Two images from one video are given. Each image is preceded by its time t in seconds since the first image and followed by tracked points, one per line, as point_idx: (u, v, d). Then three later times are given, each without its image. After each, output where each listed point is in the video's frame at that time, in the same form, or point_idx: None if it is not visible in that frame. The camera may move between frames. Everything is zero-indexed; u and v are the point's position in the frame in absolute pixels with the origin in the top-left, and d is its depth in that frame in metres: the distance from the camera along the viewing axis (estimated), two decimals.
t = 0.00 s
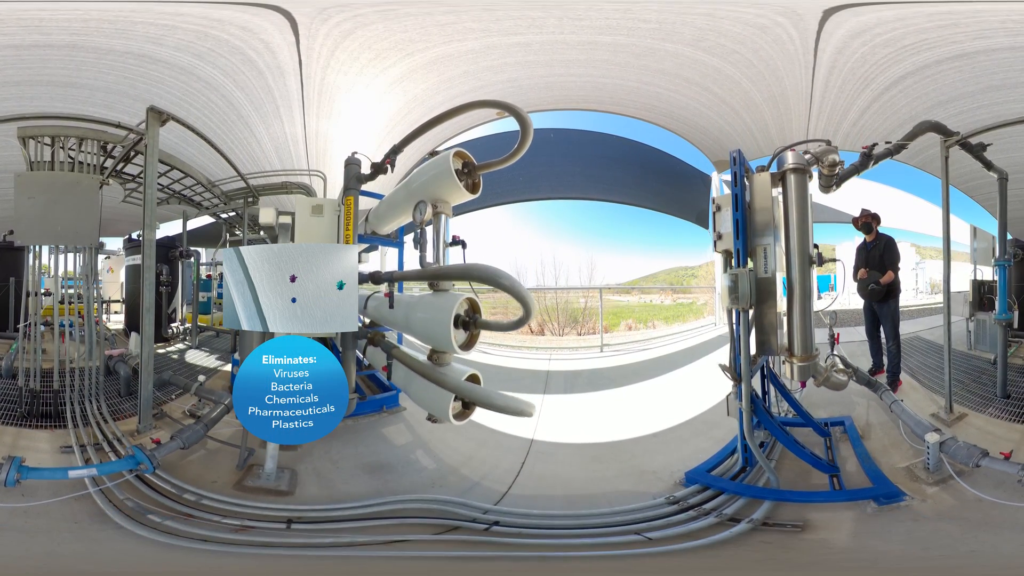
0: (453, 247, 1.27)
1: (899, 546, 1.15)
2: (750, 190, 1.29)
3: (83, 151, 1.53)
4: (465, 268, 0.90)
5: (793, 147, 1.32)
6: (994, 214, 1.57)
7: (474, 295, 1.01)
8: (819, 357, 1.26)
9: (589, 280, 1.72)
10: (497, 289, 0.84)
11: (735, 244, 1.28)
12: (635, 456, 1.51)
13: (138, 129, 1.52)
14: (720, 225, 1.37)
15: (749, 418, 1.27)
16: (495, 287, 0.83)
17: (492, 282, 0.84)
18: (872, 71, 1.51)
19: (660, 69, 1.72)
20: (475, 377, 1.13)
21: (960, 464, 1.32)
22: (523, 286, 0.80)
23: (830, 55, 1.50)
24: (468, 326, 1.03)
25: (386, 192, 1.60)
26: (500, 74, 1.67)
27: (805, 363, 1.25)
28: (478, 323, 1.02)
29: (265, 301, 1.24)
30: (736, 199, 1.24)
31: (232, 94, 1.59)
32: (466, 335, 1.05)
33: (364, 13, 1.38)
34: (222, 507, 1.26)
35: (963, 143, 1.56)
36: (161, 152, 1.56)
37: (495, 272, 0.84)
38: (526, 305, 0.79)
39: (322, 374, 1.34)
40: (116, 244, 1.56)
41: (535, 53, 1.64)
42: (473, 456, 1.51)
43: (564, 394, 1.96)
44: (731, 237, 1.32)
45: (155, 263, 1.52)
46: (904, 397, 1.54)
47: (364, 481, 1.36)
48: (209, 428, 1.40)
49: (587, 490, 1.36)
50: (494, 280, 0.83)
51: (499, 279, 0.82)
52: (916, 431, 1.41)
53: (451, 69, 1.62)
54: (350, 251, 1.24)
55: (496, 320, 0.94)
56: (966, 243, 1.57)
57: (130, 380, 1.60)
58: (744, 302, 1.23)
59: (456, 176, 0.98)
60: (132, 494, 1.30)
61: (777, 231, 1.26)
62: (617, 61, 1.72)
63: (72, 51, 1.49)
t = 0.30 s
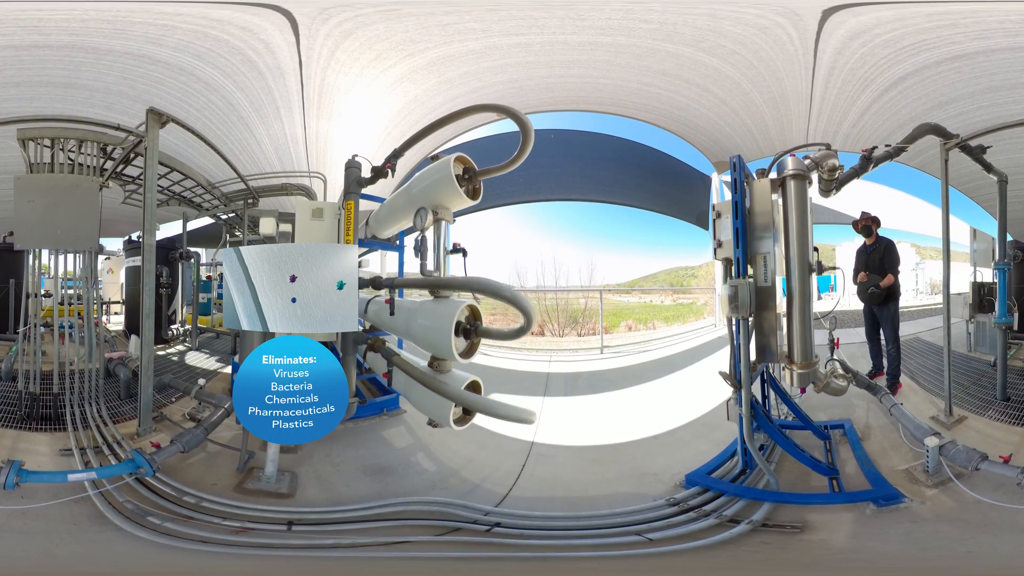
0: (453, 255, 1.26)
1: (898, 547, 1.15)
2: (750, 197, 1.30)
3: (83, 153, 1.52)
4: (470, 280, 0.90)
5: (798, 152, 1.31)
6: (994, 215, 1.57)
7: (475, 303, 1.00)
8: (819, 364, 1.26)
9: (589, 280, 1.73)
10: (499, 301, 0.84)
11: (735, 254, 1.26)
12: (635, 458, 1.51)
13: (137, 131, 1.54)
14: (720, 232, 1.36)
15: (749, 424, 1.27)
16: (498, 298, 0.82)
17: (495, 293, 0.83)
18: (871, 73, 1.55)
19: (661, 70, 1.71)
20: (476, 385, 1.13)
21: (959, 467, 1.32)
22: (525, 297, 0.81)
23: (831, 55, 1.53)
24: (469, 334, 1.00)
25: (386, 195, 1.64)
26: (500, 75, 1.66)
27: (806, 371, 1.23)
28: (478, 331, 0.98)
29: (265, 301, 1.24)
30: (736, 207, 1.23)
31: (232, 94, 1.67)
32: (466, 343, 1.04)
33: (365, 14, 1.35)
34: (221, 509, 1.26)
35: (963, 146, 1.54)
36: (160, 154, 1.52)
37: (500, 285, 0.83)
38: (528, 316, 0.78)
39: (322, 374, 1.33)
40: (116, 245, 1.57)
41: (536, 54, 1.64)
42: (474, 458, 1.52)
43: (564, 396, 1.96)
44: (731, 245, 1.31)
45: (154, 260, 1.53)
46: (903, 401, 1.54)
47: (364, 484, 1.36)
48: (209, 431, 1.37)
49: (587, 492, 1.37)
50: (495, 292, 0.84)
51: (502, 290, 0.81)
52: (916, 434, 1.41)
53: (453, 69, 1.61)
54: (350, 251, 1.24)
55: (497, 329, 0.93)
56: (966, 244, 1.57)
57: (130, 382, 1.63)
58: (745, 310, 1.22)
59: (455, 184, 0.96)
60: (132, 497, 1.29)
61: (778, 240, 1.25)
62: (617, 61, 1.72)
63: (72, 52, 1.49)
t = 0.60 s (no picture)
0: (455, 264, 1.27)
1: (896, 548, 1.15)
2: (750, 203, 1.30)
3: (82, 155, 1.51)
4: (471, 290, 0.91)
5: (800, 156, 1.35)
6: (994, 215, 1.56)
7: (474, 311, 0.99)
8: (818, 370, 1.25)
9: (590, 281, 1.72)
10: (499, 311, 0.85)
11: (735, 263, 1.28)
12: (635, 461, 1.51)
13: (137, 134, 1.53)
14: (720, 239, 1.36)
15: (749, 428, 1.28)
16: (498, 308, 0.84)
17: (494, 303, 0.84)
18: (872, 73, 1.58)
19: (661, 71, 1.72)
20: (477, 392, 1.13)
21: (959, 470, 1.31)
22: (525, 306, 0.82)
23: (832, 56, 1.56)
24: (470, 342, 1.01)
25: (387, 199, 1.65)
26: (502, 75, 1.67)
27: (806, 378, 1.22)
28: (479, 340, 0.99)
29: (265, 301, 1.24)
30: (735, 215, 1.25)
31: (232, 94, 1.63)
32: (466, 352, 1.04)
33: (366, 13, 1.35)
34: (221, 512, 1.27)
35: (962, 148, 1.57)
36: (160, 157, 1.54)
37: (501, 296, 0.84)
38: (528, 325, 0.80)
39: (322, 375, 1.34)
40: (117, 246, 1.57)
41: (536, 55, 1.65)
42: (474, 461, 1.51)
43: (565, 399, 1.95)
44: (731, 254, 1.31)
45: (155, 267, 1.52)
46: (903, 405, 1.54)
47: (364, 487, 1.35)
48: (209, 435, 1.38)
49: (587, 494, 1.37)
50: (495, 304, 0.85)
51: (502, 300, 0.83)
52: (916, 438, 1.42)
53: (454, 69, 1.61)
54: (350, 251, 1.24)
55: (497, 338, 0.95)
56: (966, 244, 1.56)
57: (131, 385, 1.61)
58: (745, 319, 1.21)
59: (455, 192, 0.96)
60: (131, 499, 1.30)
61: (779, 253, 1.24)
62: (617, 62, 1.71)
63: (71, 52, 1.49)
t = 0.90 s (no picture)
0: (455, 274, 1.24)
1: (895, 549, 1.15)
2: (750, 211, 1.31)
3: (83, 158, 1.52)
4: (471, 300, 0.92)
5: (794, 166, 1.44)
6: (994, 216, 1.55)
7: (474, 320, 1.00)
8: (818, 379, 1.25)
9: (589, 283, 1.72)
10: (499, 323, 0.87)
11: (735, 273, 1.27)
12: (636, 463, 1.51)
13: (138, 137, 1.53)
14: (721, 250, 1.36)
15: (749, 433, 1.29)
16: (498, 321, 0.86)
17: (495, 316, 0.86)
18: (871, 75, 1.58)
19: (661, 72, 1.72)
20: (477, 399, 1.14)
21: (959, 472, 1.32)
22: (525, 318, 0.84)
23: (832, 56, 1.56)
24: (470, 351, 1.01)
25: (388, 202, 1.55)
26: (502, 76, 1.66)
27: (806, 389, 1.22)
28: (479, 350, 1.00)
29: (265, 300, 1.24)
30: (736, 224, 1.23)
31: (233, 96, 1.59)
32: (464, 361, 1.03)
33: (366, 13, 1.39)
34: (221, 513, 1.28)
35: (964, 151, 1.58)
36: (160, 158, 1.56)
37: (501, 308, 0.86)
38: (529, 337, 0.81)
39: (322, 375, 1.34)
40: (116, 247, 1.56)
41: (536, 54, 1.65)
42: (474, 463, 1.49)
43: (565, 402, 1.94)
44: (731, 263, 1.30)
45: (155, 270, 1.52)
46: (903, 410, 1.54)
47: (364, 489, 1.35)
48: (208, 439, 1.40)
49: (588, 496, 1.37)
50: (495, 315, 0.86)
51: (503, 314, 0.84)
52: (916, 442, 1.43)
53: (454, 69, 1.61)
54: (350, 251, 1.24)
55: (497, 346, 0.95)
56: (966, 245, 1.56)
57: (131, 388, 1.57)
58: (745, 330, 1.22)
59: (455, 199, 0.96)
60: (132, 501, 1.30)
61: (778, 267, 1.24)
62: (617, 63, 1.71)
63: (69, 52, 1.48)
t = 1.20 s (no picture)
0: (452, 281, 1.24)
1: (896, 550, 1.15)
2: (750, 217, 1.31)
3: (83, 160, 1.54)
4: (468, 312, 0.94)
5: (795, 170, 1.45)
6: (994, 217, 1.56)
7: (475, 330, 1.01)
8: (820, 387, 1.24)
9: (590, 283, 1.69)
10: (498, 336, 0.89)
11: (735, 283, 1.27)
12: (635, 466, 1.51)
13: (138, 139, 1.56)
14: (720, 259, 1.37)
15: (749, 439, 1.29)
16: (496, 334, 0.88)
17: (492, 329, 0.89)
18: (871, 75, 1.60)
19: (660, 73, 1.72)
20: (476, 407, 1.12)
21: (960, 475, 1.34)
22: (525, 333, 0.87)
23: (833, 56, 1.56)
24: (468, 361, 1.03)
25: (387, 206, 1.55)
26: (502, 77, 1.67)
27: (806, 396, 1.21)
28: (479, 359, 1.01)
29: (265, 300, 1.24)
30: (736, 234, 1.23)
31: (231, 97, 1.58)
32: (462, 369, 1.04)
33: (363, 13, 1.38)
34: (220, 514, 1.28)
35: (965, 155, 1.58)
36: (159, 160, 1.58)
37: (498, 319, 0.89)
38: (526, 350, 0.84)
39: (322, 375, 1.34)
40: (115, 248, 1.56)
41: (536, 55, 1.65)
42: (473, 466, 1.49)
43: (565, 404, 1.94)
44: (731, 274, 1.32)
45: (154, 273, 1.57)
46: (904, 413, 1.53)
47: (364, 491, 1.35)
48: (208, 442, 1.40)
49: (588, 499, 1.38)
50: (493, 327, 0.88)
51: (503, 327, 0.87)
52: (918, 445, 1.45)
53: (453, 70, 1.61)
54: (350, 251, 1.25)
55: (497, 355, 0.98)
56: (966, 245, 1.56)
57: (131, 391, 1.58)
58: (745, 341, 1.23)
59: (454, 208, 0.96)
60: (132, 503, 1.30)
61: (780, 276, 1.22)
62: (617, 63, 1.70)
63: (69, 53, 1.48)
